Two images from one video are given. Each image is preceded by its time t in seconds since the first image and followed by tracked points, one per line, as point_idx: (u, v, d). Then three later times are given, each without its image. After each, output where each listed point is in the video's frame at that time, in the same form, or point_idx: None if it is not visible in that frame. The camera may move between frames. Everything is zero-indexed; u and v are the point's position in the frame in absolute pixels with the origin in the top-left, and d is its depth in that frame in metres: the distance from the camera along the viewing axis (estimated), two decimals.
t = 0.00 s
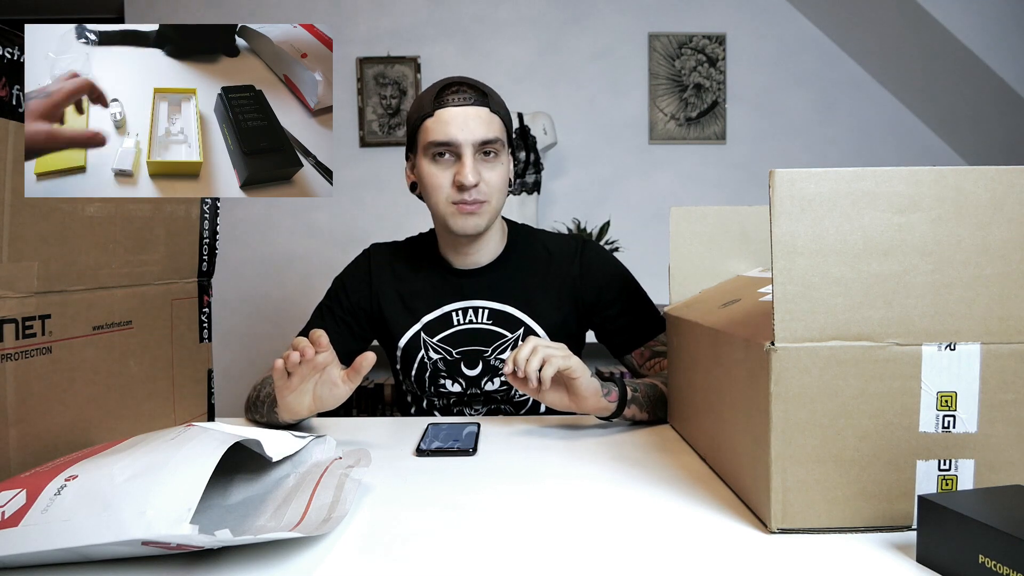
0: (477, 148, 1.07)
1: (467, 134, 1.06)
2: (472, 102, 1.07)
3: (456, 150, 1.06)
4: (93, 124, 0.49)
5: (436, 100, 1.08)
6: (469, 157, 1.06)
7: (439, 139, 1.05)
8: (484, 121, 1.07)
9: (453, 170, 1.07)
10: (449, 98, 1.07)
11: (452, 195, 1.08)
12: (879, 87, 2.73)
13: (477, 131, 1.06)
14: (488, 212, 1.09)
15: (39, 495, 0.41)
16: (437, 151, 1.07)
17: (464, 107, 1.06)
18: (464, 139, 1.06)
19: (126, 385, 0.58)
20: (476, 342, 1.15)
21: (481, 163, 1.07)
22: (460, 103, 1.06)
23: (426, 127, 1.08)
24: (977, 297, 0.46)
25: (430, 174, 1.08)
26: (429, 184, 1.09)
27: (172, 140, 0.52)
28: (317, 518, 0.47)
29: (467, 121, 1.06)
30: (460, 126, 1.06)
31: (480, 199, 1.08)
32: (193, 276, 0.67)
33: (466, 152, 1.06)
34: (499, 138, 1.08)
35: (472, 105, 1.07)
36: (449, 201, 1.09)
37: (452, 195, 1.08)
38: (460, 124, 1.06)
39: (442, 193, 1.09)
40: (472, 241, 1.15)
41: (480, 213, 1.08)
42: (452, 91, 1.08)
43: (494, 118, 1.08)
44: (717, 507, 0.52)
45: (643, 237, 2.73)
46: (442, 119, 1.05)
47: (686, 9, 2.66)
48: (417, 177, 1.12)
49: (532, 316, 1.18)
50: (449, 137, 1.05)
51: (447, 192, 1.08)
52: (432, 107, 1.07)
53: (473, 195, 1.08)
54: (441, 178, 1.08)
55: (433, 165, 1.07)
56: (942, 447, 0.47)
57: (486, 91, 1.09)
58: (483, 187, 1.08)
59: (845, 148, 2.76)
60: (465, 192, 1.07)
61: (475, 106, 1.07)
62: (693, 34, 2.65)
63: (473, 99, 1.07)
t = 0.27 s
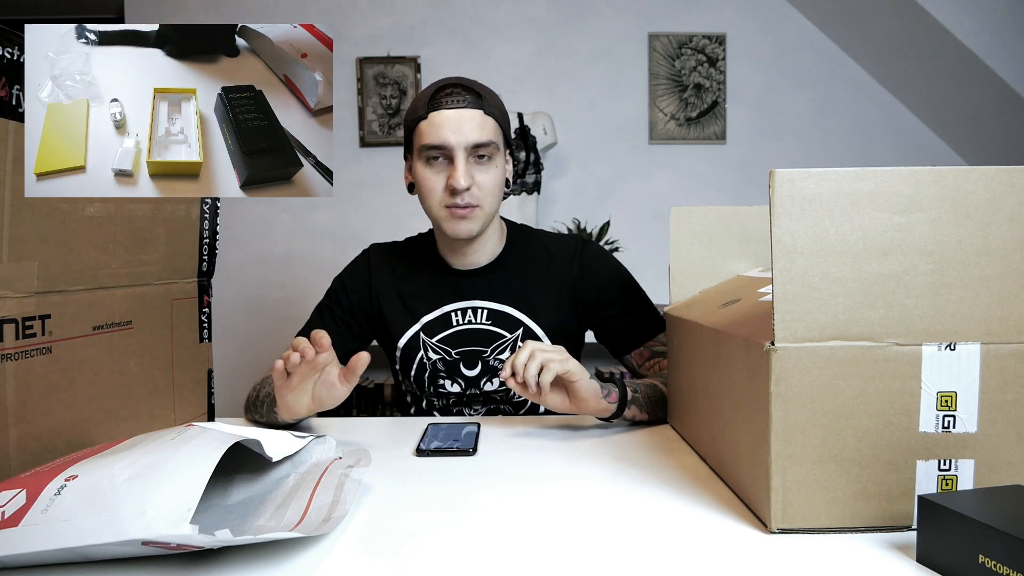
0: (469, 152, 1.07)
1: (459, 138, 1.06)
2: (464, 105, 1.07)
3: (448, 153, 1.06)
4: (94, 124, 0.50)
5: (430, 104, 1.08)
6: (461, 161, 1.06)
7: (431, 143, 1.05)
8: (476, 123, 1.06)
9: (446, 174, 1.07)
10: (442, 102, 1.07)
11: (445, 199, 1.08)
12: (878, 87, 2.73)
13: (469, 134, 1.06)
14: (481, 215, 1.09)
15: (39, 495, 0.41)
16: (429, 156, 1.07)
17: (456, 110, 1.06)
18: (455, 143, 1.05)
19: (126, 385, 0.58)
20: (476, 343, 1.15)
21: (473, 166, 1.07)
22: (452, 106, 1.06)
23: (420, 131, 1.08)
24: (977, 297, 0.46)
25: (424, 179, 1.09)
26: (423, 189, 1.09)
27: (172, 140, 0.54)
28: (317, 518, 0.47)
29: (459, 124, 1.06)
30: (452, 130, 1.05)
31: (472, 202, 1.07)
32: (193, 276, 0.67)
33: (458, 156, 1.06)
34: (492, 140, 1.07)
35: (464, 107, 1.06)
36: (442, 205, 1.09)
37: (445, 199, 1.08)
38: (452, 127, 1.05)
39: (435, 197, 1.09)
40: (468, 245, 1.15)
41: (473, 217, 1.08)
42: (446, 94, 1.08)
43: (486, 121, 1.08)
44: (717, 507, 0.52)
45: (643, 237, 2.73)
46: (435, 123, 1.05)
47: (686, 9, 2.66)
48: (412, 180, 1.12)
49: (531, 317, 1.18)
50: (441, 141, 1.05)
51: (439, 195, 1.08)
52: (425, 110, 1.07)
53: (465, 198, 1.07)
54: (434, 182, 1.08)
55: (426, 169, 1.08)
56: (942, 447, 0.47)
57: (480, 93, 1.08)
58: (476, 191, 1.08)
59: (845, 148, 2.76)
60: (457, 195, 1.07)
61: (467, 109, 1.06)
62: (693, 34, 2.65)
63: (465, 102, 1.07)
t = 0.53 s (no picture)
0: (444, 169, 1.06)
1: (432, 156, 1.05)
2: (436, 120, 1.04)
3: (424, 172, 1.06)
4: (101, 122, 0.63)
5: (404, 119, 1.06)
6: (437, 179, 1.06)
7: (407, 163, 1.05)
8: (449, 139, 1.05)
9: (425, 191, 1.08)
10: (415, 118, 1.05)
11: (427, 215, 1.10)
12: (879, 87, 2.73)
13: (442, 151, 1.04)
14: (463, 229, 1.10)
15: (40, 494, 0.41)
16: (408, 173, 1.08)
17: (428, 128, 1.04)
18: (429, 163, 1.05)
19: (126, 384, 0.58)
20: (475, 342, 1.16)
21: (449, 183, 1.07)
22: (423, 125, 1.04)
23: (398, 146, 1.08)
24: (977, 297, 0.46)
25: (407, 195, 1.10)
26: (407, 205, 1.11)
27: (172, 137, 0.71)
28: (317, 518, 0.47)
29: (430, 143, 1.04)
30: (424, 150, 1.04)
31: (454, 218, 1.09)
32: (192, 276, 0.68)
33: (434, 175, 1.06)
34: (467, 154, 1.06)
35: (436, 124, 1.04)
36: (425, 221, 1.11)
37: (426, 216, 1.10)
38: (424, 146, 1.04)
39: (418, 214, 1.11)
40: (457, 254, 1.17)
41: (455, 232, 1.10)
42: (418, 108, 1.05)
43: (460, 135, 1.05)
44: (718, 507, 0.52)
45: (643, 237, 2.73)
46: (408, 143, 1.04)
47: (686, 9, 2.66)
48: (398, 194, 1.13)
49: (530, 315, 1.18)
50: (415, 161, 1.05)
51: (421, 212, 1.10)
52: (398, 128, 1.06)
53: (445, 215, 1.09)
54: (416, 198, 1.10)
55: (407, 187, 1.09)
56: (942, 447, 0.47)
57: (452, 104, 1.05)
58: (455, 207, 1.08)
59: (845, 148, 2.76)
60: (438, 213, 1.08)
61: (439, 126, 1.04)
62: (693, 34, 2.65)
63: (437, 117, 1.04)
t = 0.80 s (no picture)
0: (428, 171, 1.08)
1: (416, 160, 1.06)
2: (416, 124, 1.05)
3: (410, 176, 1.08)
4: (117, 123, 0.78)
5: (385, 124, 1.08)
6: (422, 181, 1.08)
7: (392, 168, 1.08)
8: (431, 143, 1.06)
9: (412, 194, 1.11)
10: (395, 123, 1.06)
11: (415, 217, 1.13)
12: (879, 87, 2.73)
13: (424, 154, 1.06)
14: (451, 228, 1.13)
15: (40, 495, 0.41)
16: (394, 178, 1.10)
17: (408, 132, 1.05)
18: (412, 168, 1.06)
19: (127, 384, 0.58)
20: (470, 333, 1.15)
21: (434, 185, 1.09)
22: (403, 129, 1.05)
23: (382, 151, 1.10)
24: (977, 298, 0.46)
25: (394, 198, 1.13)
26: (396, 207, 1.14)
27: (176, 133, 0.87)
28: (317, 518, 0.47)
29: (411, 148, 1.05)
30: (407, 155, 1.06)
31: (442, 219, 1.11)
32: (192, 276, 0.68)
33: (419, 178, 1.08)
34: (449, 156, 1.07)
35: (416, 129, 1.05)
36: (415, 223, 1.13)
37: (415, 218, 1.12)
38: (406, 150, 1.06)
39: (406, 216, 1.13)
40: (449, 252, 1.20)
41: (444, 231, 1.12)
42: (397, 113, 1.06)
43: (441, 137, 1.07)
44: (718, 507, 0.52)
45: (643, 237, 2.73)
46: (390, 150, 1.06)
47: (686, 9, 2.66)
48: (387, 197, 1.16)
49: (523, 304, 1.18)
50: (399, 165, 1.07)
51: (410, 215, 1.13)
52: (380, 134, 1.07)
53: (433, 216, 1.11)
54: (404, 201, 1.12)
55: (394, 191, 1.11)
56: (942, 448, 0.47)
57: (431, 107, 1.06)
58: (442, 207, 1.11)
59: (845, 148, 2.76)
60: (426, 215, 1.11)
61: (419, 129, 1.05)
62: (693, 34, 2.65)
63: (417, 121, 1.05)
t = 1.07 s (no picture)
0: (413, 163, 1.12)
1: (400, 152, 1.11)
2: (400, 117, 1.10)
3: (395, 168, 1.13)
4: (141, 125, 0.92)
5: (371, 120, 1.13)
6: (407, 172, 1.12)
7: (378, 161, 1.12)
8: (415, 135, 1.11)
9: (398, 186, 1.15)
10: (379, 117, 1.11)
11: (402, 209, 1.17)
12: (878, 87, 2.73)
13: (409, 146, 1.10)
14: (437, 217, 1.16)
15: (39, 495, 0.41)
16: (380, 171, 1.14)
17: (393, 125, 1.10)
18: (398, 159, 1.11)
19: (126, 384, 0.58)
20: (459, 324, 1.18)
21: (419, 176, 1.13)
22: (388, 122, 1.10)
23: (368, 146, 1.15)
24: (978, 298, 0.46)
25: (381, 191, 1.17)
26: (383, 201, 1.18)
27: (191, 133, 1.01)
28: (317, 518, 0.47)
29: (396, 140, 1.10)
30: (392, 147, 1.11)
31: (427, 209, 1.15)
32: (192, 276, 0.68)
33: (404, 169, 1.12)
34: (433, 147, 1.12)
35: (401, 121, 1.10)
36: (402, 215, 1.17)
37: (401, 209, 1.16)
38: (392, 143, 1.10)
39: (393, 208, 1.17)
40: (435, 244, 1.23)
41: (430, 221, 1.16)
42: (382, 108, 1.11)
43: (425, 129, 1.11)
44: (718, 507, 0.52)
45: (643, 237, 2.73)
46: (377, 143, 1.11)
47: (685, 9, 2.66)
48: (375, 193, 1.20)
49: (508, 293, 1.21)
50: (385, 158, 1.11)
51: (397, 207, 1.17)
52: (366, 128, 1.12)
53: (419, 207, 1.15)
54: (390, 193, 1.16)
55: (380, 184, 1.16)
56: (942, 447, 0.47)
57: (414, 102, 1.11)
58: (427, 197, 1.15)
59: (845, 148, 2.76)
60: (412, 206, 1.15)
61: (404, 122, 1.10)
62: (693, 34, 2.65)
63: (401, 114, 1.10)
